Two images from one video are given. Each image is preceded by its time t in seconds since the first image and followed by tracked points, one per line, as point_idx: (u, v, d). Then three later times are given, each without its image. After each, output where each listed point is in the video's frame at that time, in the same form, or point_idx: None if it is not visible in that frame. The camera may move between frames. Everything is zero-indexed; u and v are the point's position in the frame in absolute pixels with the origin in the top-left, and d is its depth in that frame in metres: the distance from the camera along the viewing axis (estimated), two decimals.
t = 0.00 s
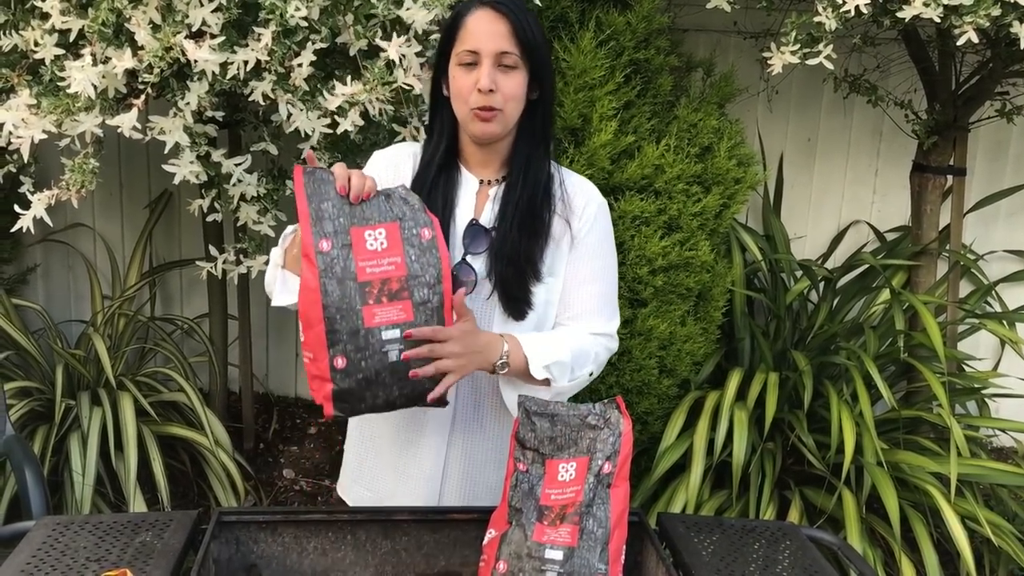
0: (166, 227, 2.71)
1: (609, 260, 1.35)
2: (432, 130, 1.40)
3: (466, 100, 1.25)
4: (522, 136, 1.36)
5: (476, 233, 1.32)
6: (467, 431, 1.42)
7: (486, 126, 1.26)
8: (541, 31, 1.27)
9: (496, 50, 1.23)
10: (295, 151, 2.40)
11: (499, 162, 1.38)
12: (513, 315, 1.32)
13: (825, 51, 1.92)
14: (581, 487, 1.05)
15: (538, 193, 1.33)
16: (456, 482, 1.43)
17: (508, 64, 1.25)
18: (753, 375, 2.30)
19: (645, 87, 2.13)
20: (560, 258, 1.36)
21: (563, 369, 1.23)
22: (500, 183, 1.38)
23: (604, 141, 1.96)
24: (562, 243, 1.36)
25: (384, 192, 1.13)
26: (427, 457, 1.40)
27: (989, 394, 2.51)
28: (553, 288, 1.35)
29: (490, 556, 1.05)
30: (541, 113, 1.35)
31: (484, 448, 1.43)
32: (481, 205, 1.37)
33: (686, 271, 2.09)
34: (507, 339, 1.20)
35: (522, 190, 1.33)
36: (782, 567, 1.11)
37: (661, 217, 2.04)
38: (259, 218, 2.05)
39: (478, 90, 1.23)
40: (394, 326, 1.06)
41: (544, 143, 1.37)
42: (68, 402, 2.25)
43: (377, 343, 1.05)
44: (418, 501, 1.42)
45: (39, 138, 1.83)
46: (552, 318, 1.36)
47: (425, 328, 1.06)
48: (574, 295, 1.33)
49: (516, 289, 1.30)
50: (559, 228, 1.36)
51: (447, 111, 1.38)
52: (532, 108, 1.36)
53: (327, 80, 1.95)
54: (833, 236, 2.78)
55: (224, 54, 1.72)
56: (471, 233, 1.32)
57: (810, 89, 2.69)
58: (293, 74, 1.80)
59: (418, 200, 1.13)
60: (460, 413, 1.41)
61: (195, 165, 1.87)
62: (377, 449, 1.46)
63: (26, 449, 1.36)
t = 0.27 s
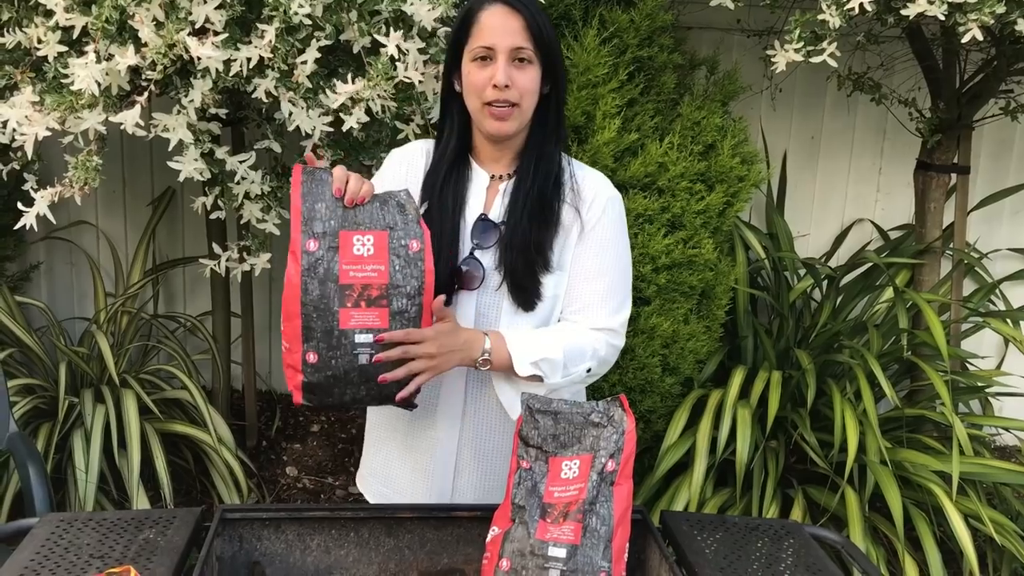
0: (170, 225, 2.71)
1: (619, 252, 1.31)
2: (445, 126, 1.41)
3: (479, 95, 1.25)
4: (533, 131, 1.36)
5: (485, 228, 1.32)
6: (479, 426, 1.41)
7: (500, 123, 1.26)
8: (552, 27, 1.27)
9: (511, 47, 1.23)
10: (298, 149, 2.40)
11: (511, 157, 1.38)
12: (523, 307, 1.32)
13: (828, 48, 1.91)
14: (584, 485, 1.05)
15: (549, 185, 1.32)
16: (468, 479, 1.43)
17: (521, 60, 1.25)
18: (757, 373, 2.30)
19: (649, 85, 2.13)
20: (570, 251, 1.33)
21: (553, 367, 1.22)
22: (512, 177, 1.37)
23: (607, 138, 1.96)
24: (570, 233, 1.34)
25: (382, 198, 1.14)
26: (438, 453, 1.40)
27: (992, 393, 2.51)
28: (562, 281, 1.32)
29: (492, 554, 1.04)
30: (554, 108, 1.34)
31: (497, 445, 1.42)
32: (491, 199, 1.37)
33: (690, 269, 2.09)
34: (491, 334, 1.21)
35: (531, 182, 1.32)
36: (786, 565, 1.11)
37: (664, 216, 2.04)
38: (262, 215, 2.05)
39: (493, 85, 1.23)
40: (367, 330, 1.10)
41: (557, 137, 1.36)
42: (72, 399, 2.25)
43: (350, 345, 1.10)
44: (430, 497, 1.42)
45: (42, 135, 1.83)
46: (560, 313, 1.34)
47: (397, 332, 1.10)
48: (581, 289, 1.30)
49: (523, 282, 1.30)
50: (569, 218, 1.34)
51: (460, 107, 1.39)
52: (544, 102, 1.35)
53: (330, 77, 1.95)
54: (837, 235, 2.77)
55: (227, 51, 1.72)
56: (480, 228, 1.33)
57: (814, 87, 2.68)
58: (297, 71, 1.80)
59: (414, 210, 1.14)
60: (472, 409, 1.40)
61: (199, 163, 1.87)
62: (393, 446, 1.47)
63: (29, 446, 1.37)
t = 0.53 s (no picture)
0: (172, 225, 2.71)
1: (627, 246, 1.28)
2: (456, 127, 1.42)
3: (488, 97, 1.26)
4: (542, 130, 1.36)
5: (493, 226, 1.33)
6: (488, 427, 1.41)
7: (507, 125, 1.27)
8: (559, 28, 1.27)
9: (518, 50, 1.24)
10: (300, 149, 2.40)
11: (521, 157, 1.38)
12: (529, 305, 1.31)
13: (831, 48, 1.91)
14: (586, 485, 1.05)
15: (555, 182, 1.32)
16: (476, 480, 1.42)
17: (528, 62, 1.25)
18: (758, 373, 2.30)
19: (650, 85, 2.13)
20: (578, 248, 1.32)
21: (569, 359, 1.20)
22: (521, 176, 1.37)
23: (609, 138, 1.96)
24: (577, 230, 1.33)
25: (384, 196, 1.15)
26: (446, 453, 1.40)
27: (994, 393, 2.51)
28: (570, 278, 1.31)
29: (494, 555, 1.04)
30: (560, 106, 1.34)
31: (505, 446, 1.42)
32: (500, 198, 1.37)
33: (692, 269, 2.09)
34: (496, 331, 1.21)
35: (537, 181, 1.32)
36: (787, 566, 1.11)
37: (666, 216, 2.04)
38: (264, 215, 2.05)
39: (500, 90, 1.24)
40: (370, 326, 1.09)
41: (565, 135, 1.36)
42: (74, 399, 2.25)
43: (352, 341, 1.09)
44: (438, 497, 1.42)
45: (44, 135, 1.83)
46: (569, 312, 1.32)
47: (409, 323, 1.09)
48: (588, 284, 1.27)
49: (529, 278, 1.29)
50: (576, 215, 1.33)
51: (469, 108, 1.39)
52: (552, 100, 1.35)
53: (332, 77, 1.95)
54: (839, 235, 2.77)
55: (229, 50, 1.72)
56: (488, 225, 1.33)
57: (816, 87, 2.68)
58: (299, 71, 1.80)
59: (418, 206, 1.15)
60: (480, 409, 1.40)
61: (201, 164, 1.87)
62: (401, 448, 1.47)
63: (32, 445, 1.37)
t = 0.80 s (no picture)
0: (173, 225, 2.71)
1: (639, 245, 1.28)
2: (465, 133, 1.42)
3: (497, 100, 1.25)
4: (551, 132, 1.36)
5: (507, 231, 1.32)
6: (501, 432, 1.40)
7: (521, 127, 1.26)
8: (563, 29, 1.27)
9: (524, 50, 1.24)
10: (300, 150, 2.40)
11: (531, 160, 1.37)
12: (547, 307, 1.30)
13: (831, 48, 1.91)
14: (587, 486, 1.05)
15: (568, 183, 1.32)
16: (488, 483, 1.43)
17: (534, 62, 1.25)
18: (759, 374, 2.30)
19: (651, 86, 2.13)
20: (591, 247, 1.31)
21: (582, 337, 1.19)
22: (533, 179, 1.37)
23: (610, 139, 1.96)
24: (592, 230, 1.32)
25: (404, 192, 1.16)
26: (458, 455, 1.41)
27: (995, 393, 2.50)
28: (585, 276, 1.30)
29: (494, 555, 1.04)
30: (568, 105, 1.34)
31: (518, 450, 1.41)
32: (513, 202, 1.37)
33: (692, 269, 2.09)
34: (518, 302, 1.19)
35: (549, 183, 1.32)
36: (788, 566, 1.11)
37: (666, 216, 2.04)
38: (265, 216, 2.05)
39: (510, 89, 1.23)
40: (379, 322, 1.11)
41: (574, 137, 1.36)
42: (74, 400, 2.26)
43: (360, 335, 1.11)
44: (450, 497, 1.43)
45: (45, 136, 1.83)
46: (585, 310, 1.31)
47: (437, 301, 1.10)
48: (597, 284, 1.26)
49: (546, 280, 1.29)
50: (589, 215, 1.32)
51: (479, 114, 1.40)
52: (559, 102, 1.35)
53: (333, 78, 1.95)
54: (839, 235, 2.77)
55: (230, 51, 1.73)
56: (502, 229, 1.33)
57: (816, 87, 2.68)
58: (299, 72, 1.80)
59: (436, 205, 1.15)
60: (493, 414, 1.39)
61: (201, 164, 1.87)
62: (413, 445, 1.48)
63: (32, 447, 1.37)
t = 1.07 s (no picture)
0: (173, 226, 2.71)
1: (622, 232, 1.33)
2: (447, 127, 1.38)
3: (493, 102, 1.25)
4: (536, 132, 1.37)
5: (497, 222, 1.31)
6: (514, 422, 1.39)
7: (507, 131, 1.27)
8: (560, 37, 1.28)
9: (527, 58, 1.24)
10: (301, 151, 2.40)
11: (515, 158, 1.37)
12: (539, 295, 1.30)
13: (831, 49, 1.91)
14: (588, 487, 1.05)
15: (560, 180, 1.34)
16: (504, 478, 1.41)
17: (534, 71, 1.26)
18: (760, 374, 2.30)
19: (651, 87, 2.13)
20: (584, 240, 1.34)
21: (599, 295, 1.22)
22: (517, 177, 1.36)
23: (610, 140, 1.96)
24: (580, 220, 1.35)
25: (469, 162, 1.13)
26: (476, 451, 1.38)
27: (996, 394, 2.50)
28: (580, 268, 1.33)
29: (496, 556, 1.04)
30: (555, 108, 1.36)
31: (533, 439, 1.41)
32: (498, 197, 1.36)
33: (693, 270, 2.09)
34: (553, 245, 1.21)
35: (542, 181, 1.33)
36: (790, 567, 1.11)
37: (667, 217, 2.04)
38: (265, 217, 2.05)
39: (506, 95, 1.23)
40: (451, 295, 1.09)
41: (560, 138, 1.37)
42: (75, 401, 2.26)
43: (433, 309, 1.09)
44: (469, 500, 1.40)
45: (45, 137, 1.83)
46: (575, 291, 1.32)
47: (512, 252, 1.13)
48: (591, 253, 1.30)
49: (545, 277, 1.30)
50: (576, 207, 1.36)
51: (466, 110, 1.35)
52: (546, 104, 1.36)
53: (333, 79, 1.95)
54: (840, 235, 2.77)
55: (230, 53, 1.73)
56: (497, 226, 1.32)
57: (817, 87, 2.68)
58: (299, 73, 1.80)
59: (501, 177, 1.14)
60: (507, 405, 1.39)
61: (202, 165, 1.87)
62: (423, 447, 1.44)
63: (33, 448, 1.37)
